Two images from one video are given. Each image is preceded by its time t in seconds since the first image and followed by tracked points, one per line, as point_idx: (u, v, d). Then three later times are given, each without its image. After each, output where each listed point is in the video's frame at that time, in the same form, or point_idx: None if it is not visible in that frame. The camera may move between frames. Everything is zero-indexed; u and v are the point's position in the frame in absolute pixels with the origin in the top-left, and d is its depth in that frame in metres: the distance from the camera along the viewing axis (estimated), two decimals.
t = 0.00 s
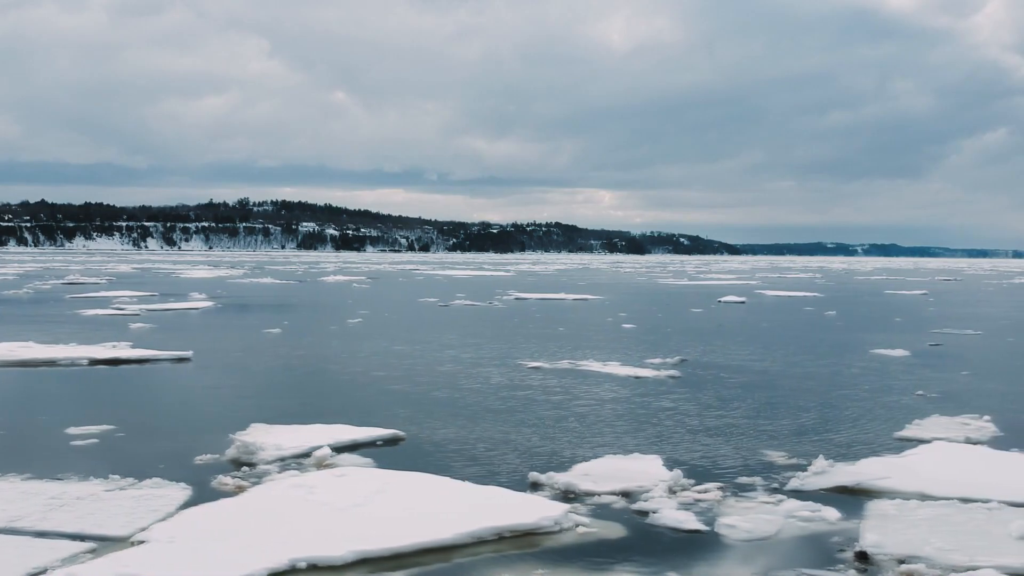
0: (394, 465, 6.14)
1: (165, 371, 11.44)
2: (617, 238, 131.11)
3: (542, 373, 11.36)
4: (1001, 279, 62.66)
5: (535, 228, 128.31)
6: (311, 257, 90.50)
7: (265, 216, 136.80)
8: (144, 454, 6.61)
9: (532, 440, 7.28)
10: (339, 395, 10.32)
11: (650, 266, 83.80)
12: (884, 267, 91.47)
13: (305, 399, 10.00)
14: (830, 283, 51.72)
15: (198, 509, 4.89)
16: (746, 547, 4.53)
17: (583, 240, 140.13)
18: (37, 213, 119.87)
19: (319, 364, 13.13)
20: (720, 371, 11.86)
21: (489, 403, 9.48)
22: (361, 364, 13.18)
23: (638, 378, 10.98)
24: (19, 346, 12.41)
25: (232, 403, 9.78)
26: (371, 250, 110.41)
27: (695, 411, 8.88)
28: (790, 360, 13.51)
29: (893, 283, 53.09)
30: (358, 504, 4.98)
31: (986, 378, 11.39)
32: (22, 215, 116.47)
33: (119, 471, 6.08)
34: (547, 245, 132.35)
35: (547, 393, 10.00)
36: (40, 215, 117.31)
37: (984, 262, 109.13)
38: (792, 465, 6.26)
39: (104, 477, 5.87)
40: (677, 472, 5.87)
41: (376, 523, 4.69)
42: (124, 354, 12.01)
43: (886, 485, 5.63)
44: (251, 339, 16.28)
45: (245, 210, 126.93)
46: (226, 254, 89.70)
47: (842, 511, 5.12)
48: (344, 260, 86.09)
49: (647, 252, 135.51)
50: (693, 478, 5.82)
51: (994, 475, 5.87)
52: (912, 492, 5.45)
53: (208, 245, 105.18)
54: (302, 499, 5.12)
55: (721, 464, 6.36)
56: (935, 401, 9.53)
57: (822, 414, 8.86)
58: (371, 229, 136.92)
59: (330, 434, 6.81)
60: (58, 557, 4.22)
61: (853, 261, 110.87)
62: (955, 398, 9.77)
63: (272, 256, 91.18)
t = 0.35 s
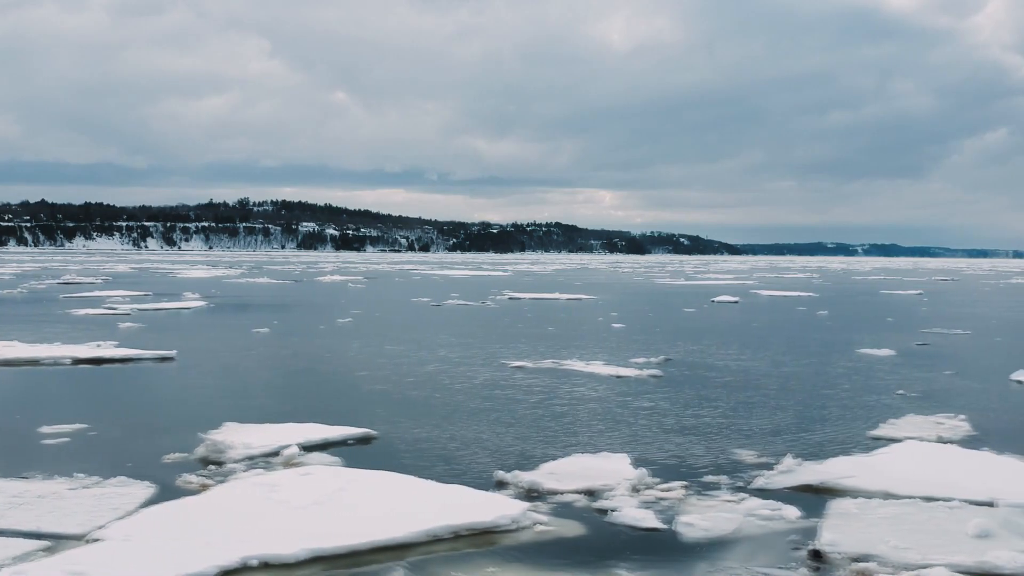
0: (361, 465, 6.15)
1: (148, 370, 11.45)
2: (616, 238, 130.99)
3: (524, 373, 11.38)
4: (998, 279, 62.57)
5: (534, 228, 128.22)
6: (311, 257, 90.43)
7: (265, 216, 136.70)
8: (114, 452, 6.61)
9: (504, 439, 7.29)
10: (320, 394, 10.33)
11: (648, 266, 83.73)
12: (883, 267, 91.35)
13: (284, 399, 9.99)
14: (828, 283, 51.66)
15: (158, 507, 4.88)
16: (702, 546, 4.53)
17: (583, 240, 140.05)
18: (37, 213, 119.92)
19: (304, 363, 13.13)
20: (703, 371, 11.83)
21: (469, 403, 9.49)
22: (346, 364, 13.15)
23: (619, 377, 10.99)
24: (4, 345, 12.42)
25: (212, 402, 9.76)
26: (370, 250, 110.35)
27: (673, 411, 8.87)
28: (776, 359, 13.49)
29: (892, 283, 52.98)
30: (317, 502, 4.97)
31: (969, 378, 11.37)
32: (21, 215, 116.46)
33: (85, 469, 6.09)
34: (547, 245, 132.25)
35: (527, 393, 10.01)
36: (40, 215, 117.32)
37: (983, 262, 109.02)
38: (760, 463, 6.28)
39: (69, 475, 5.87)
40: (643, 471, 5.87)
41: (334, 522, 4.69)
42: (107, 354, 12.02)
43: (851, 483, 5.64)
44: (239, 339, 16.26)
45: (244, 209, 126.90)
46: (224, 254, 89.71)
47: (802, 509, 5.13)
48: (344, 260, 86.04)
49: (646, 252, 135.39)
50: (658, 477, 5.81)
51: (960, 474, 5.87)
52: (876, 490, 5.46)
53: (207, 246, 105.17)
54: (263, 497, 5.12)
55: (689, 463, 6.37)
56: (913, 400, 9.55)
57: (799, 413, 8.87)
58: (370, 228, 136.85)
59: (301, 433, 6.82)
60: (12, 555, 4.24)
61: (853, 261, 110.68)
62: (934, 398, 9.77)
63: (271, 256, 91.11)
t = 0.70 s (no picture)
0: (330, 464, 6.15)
1: (131, 369, 11.46)
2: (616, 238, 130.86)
3: (508, 372, 11.39)
4: (996, 279, 62.41)
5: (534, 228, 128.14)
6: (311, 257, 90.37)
7: (267, 216, 136.71)
8: (86, 450, 6.62)
9: (478, 438, 7.29)
10: (303, 394, 10.33)
11: (647, 266, 83.67)
12: (882, 268, 91.12)
13: (265, 398, 9.98)
14: (827, 283, 51.62)
15: (119, 504, 4.89)
16: (658, 543, 4.53)
17: (582, 240, 139.96)
18: (39, 213, 120.02)
19: (290, 363, 13.14)
20: (687, 371, 11.81)
21: (449, 402, 9.49)
22: (332, 364, 13.13)
23: (602, 376, 11.00)
24: None
25: (192, 401, 9.76)
26: (369, 250, 110.33)
27: (651, 411, 8.86)
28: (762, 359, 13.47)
29: (890, 283, 53.32)
30: (279, 500, 4.98)
31: (953, 378, 11.34)
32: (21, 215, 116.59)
33: (54, 468, 6.09)
34: (546, 245, 132.18)
35: (508, 392, 10.02)
36: (40, 215, 117.44)
37: (984, 262, 108.77)
38: (729, 461, 6.28)
39: (37, 474, 5.88)
40: (610, 469, 5.88)
41: (293, 519, 4.70)
42: (91, 353, 12.04)
43: (817, 481, 5.64)
44: (228, 339, 16.25)
45: (246, 209, 126.85)
46: (224, 254, 89.77)
47: (765, 507, 5.14)
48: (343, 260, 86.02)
49: (647, 253, 134.99)
50: (625, 475, 5.82)
51: (927, 473, 5.87)
52: (841, 489, 5.47)
53: (206, 246, 105.20)
54: (226, 494, 5.12)
55: (659, 461, 6.37)
56: (893, 399, 9.55)
57: (777, 412, 8.88)
58: (370, 228, 136.83)
59: (272, 431, 6.83)
60: None
61: (853, 261, 110.53)
62: (915, 397, 9.77)
63: (271, 256, 91.07)
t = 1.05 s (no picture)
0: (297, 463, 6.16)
1: (114, 367, 11.48)
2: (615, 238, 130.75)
3: (491, 371, 11.40)
4: (994, 279, 62.27)
5: (534, 228, 128.06)
6: (310, 257, 90.29)
7: (267, 216, 136.56)
8: (56, 448, 6.62)
9: (451, 436, 7.31)
10: (285, 392, 10.35)
11: (645, 266, 83.62)
12: (881, 268, 90.98)
13: (246, 397, 9.99)
14: (824, 283, 51.53)
15: (80, 501, 4.90)
16: (615, 540, 4.55)
17: (581, 240, 139.67)
18: (40, 213, 120.12)
19: (275, 362, 13.15)
20: (671, 369, 11.79)
21: (429, 401, 9.51)
22: (317, 363, 13.12)
23: (584, 375, 11.01)
24: None
25: (172, 401, 9.76)
26: (368, 249, 110.30)
27: (629, 410, 8.86)
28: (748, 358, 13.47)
29: (888, 283, 53.05)
30: (240, 497, 4.99)
31: (936, 377, 11.33)
32: (21, 216, 116.69)
33: (22, 465, 6.09)
34: (546, 245, 132.12)
35: (489, 390, 10.04)
36: (39, 215, 117.47)
37: (984, 262, 108.67)
38: (698, 459, 6.29)
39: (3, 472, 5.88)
40: (576, 467, 5.89)
41: (251, 516, 4.71)
42: (75, 352, 12.05)
43: (782, 479, 5.66)
44: (217, 338, 16.25)
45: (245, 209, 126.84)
46: (223, 254, 89.76)
47: (727, 504, 5.15)
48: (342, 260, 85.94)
49: (646, 254, 134.86)
50: (591, 473, 5.82)
51: (894, 471, 5.88)
52: (805, 487, 5.48)
53: (205, 245, 105.20)
54: (188, 491, 5.13)
55: (628, 459, 6.38)
56: (873, 397, 9.55)
57: (756, 410, 8.88)
58: (370, 228, 136.83)
59: (245, 429, 6.83)
60: None
61: (852, 261, 110.38)
62: (895, 395, 9.78)
63: (270, 256, 90.97)
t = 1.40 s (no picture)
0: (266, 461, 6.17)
1: (96, 366, 11.50)
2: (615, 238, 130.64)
3: (474, 369, 11.41)
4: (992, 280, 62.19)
5: (533, 227, 128.01)
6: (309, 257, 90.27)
7: (267, 216, 136.60)
8: (27, 446, 6.63)
9: (424, 435, 7.32)
10: (266, 391, 10.35)
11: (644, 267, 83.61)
12: (880, 268, 90.91)
13: (226, 395, 10.00)
14: (821, 283, 51.47)
15: (41, 498, 4.92)
16: (572, 537, 4.56)
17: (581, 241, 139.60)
18: (40, 213, 120.18)
19: (260, 361, 13.14)
20: (654, 369, 11.79)
21: (408, 399, 9.52)
22: (304, 361, 13.13)
23: (566, 373, 11.02)
24: None
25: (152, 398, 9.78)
26: (367, 249, 110.29)
27: (607, 408, 8.87)
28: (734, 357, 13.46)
29: (886, 284, 52.94)
30: (201, 494, 5.01)
31: (918, 375, 11.34)
32: (21, 216, 116.86)
33: None
34: (546, 245, 131.88)
35: (469, 389, 10.05)
36: (44, 215, 117.48)
37: (983, 262, 108.60)
38: (666, 457, 6.31)
39: None
40: (544, 465, 5.90)
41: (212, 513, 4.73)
42: (59, 350, 12.06)
43: (748, 477, 5.67)
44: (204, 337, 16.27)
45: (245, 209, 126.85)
46: (222, 254, 89.80)
47: (688, 501, 5.16)
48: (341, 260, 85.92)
49: (646, 253, 134.81)
50: (557, 471, 5.84)
51: (860, 468, 5.89)
52: (770, 484, 5.49)
53: (205, 245, 105.19)
54: (150, 487, 5.15)
55: (597, 457, 6.39)
56: (852, 396, 9.56)
57: (734, 408, 8.89)
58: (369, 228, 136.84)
59: (216, 427, 6.84)
60: None
61: (851, 261, 110.34)
62: (875, 394, 9.79)
63: (270, 256, 90.94)
